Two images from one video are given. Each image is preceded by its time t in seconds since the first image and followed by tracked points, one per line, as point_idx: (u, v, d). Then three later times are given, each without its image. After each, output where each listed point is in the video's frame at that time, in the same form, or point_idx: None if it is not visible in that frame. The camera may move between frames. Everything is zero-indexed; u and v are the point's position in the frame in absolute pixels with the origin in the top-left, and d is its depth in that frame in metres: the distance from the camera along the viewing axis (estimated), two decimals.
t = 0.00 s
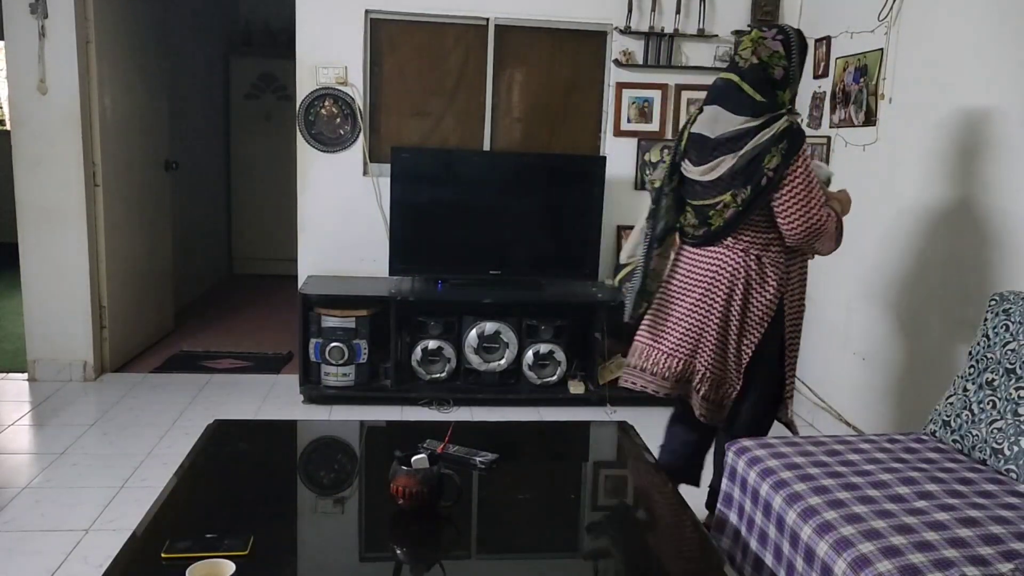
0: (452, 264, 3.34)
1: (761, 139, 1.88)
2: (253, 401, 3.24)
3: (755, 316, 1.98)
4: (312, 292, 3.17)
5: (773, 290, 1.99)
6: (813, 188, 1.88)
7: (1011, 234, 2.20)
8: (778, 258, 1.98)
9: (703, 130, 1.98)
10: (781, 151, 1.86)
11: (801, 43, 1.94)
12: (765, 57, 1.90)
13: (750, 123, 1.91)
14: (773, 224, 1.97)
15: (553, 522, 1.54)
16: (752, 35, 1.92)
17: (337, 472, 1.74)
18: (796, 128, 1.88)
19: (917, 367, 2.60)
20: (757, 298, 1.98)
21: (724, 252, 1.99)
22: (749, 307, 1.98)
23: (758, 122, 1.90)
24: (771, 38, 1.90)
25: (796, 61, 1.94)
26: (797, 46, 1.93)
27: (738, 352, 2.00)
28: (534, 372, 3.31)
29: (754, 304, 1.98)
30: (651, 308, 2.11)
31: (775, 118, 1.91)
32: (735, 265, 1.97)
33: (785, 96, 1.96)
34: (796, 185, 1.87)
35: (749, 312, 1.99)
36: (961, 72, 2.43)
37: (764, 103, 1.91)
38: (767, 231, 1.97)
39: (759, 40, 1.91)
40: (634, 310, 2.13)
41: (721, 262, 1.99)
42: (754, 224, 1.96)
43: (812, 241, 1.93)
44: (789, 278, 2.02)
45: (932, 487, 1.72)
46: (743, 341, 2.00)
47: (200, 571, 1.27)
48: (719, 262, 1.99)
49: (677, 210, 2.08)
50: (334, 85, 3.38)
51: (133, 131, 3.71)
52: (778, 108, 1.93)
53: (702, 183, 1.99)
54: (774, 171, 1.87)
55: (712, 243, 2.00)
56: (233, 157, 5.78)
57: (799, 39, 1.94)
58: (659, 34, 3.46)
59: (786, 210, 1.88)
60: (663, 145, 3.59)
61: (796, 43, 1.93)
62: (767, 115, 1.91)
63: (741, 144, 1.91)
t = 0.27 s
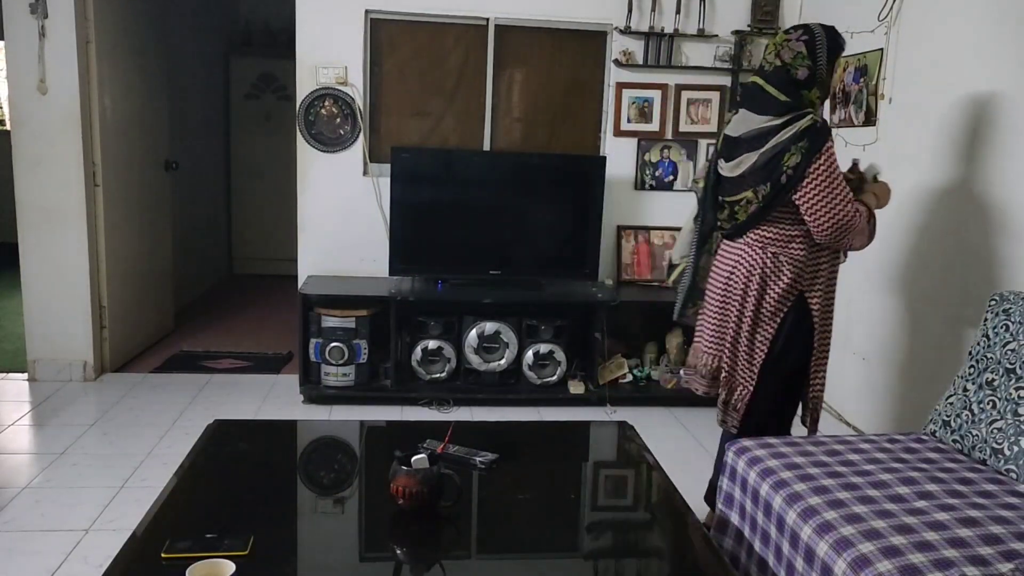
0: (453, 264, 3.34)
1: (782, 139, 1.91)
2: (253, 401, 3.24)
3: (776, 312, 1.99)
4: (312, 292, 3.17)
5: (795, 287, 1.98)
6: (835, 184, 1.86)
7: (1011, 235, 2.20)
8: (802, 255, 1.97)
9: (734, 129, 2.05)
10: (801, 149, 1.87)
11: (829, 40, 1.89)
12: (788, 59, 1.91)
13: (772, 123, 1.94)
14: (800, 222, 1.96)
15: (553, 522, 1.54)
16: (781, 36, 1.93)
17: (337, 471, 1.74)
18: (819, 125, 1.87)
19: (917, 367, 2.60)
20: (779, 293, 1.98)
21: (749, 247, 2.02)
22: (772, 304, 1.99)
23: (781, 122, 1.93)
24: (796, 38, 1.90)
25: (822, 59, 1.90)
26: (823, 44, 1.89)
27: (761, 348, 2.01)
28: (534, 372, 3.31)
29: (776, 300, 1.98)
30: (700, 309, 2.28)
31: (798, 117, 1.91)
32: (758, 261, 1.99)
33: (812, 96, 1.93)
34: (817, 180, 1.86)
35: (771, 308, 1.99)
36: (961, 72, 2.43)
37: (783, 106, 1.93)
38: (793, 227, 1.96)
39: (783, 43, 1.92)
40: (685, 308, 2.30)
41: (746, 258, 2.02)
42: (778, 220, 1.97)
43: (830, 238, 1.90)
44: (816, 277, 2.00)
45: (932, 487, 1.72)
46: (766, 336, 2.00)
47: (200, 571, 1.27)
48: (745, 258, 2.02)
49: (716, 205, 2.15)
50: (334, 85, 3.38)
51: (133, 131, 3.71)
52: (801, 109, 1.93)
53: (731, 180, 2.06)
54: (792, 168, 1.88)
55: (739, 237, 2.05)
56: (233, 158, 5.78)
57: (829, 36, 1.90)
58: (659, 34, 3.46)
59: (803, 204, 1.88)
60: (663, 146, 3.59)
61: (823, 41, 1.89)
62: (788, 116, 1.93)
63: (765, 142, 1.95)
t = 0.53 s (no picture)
0: (452, 264, 3.34)
1: (794, 135, 1.97)
2: (253, 401, 3.24)
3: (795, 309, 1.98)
4: (312, 292, 3.17)
5: (819, 287, 1.96)
6: (841, 177, 1.87)
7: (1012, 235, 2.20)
8: (820, 252, 1.95)
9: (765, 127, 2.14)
10: (810, 143, 1.92)
11: (842, 41, 1.88)
12: (803, 63, 1.96)
13: (792, 119, 2.01)
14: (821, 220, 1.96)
15: (553, 522, 1.54)
16: (802, 40, 1.98)
17: (337, 471, 1.74)
18: (830, 121, 1.91)
19: (917, 367, 2.60)
20: (800, 291, 1.96)
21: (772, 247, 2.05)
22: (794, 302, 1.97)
23: (797, 118, 2.00)
24: (812, 41, 1.93)
25: (835, 60, 1.90)
26: (835, 46, 1.89)
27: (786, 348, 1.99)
28: (534, 372, 3.31)
29: (798, 297, 1.97)
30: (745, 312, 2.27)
31: (812, 114, 1.96)
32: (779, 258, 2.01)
33: (829, 95, 1.93)
34: (825, 172, 1.89)
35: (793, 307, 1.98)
36: (961, 72, 2.43)
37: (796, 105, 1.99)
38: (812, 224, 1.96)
39: (802, 47, 1.97)
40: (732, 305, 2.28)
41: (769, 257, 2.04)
42: (796, 217, 1.99)
43: (837, 231, 1.89)
44: (842, 278, 1.96)
45: (932, 487, 1.72)
46: (788, 335, 1.98)
47: (200, 571, 1.27)
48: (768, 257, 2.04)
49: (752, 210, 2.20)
50: (334, 85, 3.38)
51: (133, 132, 3.71)
52: (817, 107, 1.95)
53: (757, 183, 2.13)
54: (800, 162, 1.93)
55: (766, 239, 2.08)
56: (233, 158, 5.78)
57: (846, 35, 1.88)
58: (659, 34, 3.46)
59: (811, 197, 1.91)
60: (663, 146, 3.59)
61: (834, 43, 1.89)
62: (805, 112, 1.98)
63: (781, 140, 2.02)
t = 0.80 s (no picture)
0: (452, 264, 3.34)
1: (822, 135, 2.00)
2: (253, 401, 3.24)
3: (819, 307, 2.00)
4: (312, 292, 3.17)
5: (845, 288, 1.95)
6: (862, 176, 1.87)
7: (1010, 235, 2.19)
8: (845, 252, 1.94)
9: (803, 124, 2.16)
10: (833, 143, 1.94)
11: (873, 42, 1.86)
12: (837, 65, 1.97)
13: (824, 118, 2.03)
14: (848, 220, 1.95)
15: (553, 522, 1.54)
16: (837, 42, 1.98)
17: (337, 471, 1.74)
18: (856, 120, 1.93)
19: (916, 367, 2.60)
20: (825, 291, 1.98)
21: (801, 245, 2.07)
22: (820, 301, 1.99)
23: (829, 116, 2.02)
24: (846, 43, 1.93)
25: (868, 61, 1.88)
26: (867, 47, 1.87)
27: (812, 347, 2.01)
28: (534, 372, 3.31)
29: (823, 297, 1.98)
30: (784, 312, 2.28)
31: (842, 112, 1.97)
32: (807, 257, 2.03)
33: (863, 96, 1.92)
34: (846, 171, 1.90)
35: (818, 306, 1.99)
36: (961, 72, 2.43)
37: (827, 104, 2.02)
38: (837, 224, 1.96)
39: (836, 48, 1.97)
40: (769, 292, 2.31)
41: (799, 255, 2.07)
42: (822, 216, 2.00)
43: (858, 230, 1.88)
44: (869, 279, 1.94)
45: (932, 487, 1.72)
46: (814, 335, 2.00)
47: (200, 571, 1.27)
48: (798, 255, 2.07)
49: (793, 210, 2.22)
50: (334, 85, 3.38)
51: (133, 132, 3.71)
52: (848, 106, 1.97)
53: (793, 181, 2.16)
54: (822, 161, 1.96)
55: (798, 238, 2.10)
56: (232, 158, 5.78)
57: (879, 35, 1.86)
58: (659, 34, 3.46)
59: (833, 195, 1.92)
60: (663, 146, 3.59)
61: (865, 44, 1.87)
62: (837, 110, 2.00)
63: (812, 140, 2.05)
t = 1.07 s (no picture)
0: (452, 264, 3.34)
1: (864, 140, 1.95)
2: (253, 401, 3.24)
3: (874, 304, 1.96)
4: (312, 292, 3.17)
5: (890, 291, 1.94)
6: (928, 173, 1.81)
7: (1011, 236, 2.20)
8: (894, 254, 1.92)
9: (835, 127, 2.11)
10: (882, 148, 1.90)
11: (906, 38, 1.85)
12: (871, 64, 1.96)
13: (861, 122, 1.99)
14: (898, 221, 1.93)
15: (553, 522, 1.54)
16: (870, 40, 1.97)
17: (337, 472, 1.74)
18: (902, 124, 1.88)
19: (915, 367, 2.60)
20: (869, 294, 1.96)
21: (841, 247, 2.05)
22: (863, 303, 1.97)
23: (867, 121, 1.97)
24: (878, 40, 1.93)
25: (902, 57, 1.87)
26: (900, 44, 1.86)
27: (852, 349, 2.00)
28: (534, 372, 3.31)
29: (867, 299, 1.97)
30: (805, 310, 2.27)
31: (884, 115, 1.92)
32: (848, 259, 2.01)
33: (900, 94, 1.90)
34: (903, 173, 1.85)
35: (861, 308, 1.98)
36: (962, 73, 2.43)
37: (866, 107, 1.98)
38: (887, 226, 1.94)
39: (869, 47, 1.96)
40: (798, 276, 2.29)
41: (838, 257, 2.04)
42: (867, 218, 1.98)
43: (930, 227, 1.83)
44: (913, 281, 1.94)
45: (932, 487, 1.72)
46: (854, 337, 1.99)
47: (200, 572, 1.27)
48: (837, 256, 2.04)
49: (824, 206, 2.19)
50: (334, 85, 3.38)
51: (133, 132, 3.71)
52: (889, 107, 1.93)
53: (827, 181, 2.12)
54: (871, 167, 1.92)
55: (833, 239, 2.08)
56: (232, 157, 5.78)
57: (912, 30, 1.85)
58: (659, 34, 3.46)
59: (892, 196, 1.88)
60: (663, 146, 3.59)
61: (898, 41, 1.87)
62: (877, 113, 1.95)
63: (852, 143, 2.00)
